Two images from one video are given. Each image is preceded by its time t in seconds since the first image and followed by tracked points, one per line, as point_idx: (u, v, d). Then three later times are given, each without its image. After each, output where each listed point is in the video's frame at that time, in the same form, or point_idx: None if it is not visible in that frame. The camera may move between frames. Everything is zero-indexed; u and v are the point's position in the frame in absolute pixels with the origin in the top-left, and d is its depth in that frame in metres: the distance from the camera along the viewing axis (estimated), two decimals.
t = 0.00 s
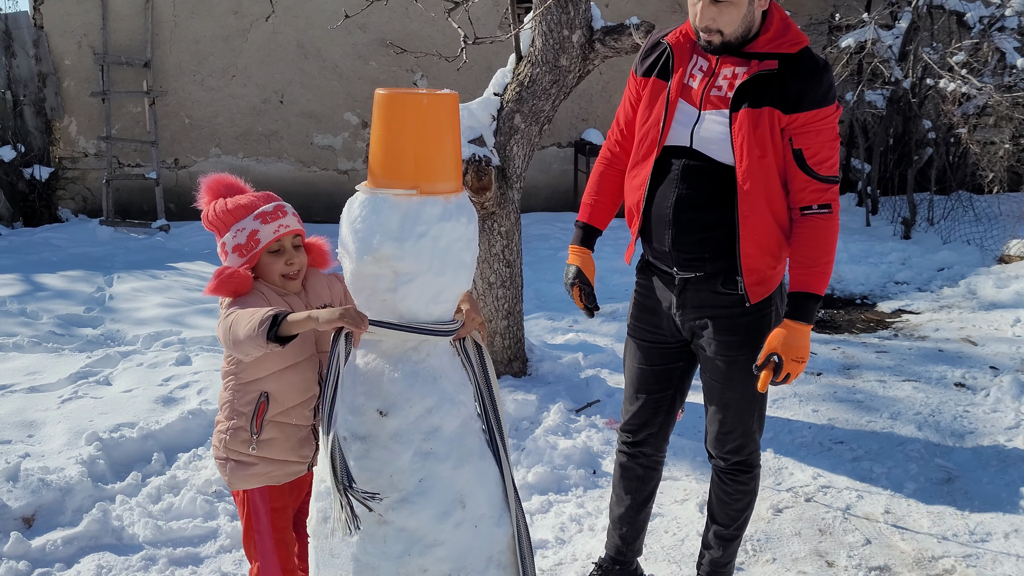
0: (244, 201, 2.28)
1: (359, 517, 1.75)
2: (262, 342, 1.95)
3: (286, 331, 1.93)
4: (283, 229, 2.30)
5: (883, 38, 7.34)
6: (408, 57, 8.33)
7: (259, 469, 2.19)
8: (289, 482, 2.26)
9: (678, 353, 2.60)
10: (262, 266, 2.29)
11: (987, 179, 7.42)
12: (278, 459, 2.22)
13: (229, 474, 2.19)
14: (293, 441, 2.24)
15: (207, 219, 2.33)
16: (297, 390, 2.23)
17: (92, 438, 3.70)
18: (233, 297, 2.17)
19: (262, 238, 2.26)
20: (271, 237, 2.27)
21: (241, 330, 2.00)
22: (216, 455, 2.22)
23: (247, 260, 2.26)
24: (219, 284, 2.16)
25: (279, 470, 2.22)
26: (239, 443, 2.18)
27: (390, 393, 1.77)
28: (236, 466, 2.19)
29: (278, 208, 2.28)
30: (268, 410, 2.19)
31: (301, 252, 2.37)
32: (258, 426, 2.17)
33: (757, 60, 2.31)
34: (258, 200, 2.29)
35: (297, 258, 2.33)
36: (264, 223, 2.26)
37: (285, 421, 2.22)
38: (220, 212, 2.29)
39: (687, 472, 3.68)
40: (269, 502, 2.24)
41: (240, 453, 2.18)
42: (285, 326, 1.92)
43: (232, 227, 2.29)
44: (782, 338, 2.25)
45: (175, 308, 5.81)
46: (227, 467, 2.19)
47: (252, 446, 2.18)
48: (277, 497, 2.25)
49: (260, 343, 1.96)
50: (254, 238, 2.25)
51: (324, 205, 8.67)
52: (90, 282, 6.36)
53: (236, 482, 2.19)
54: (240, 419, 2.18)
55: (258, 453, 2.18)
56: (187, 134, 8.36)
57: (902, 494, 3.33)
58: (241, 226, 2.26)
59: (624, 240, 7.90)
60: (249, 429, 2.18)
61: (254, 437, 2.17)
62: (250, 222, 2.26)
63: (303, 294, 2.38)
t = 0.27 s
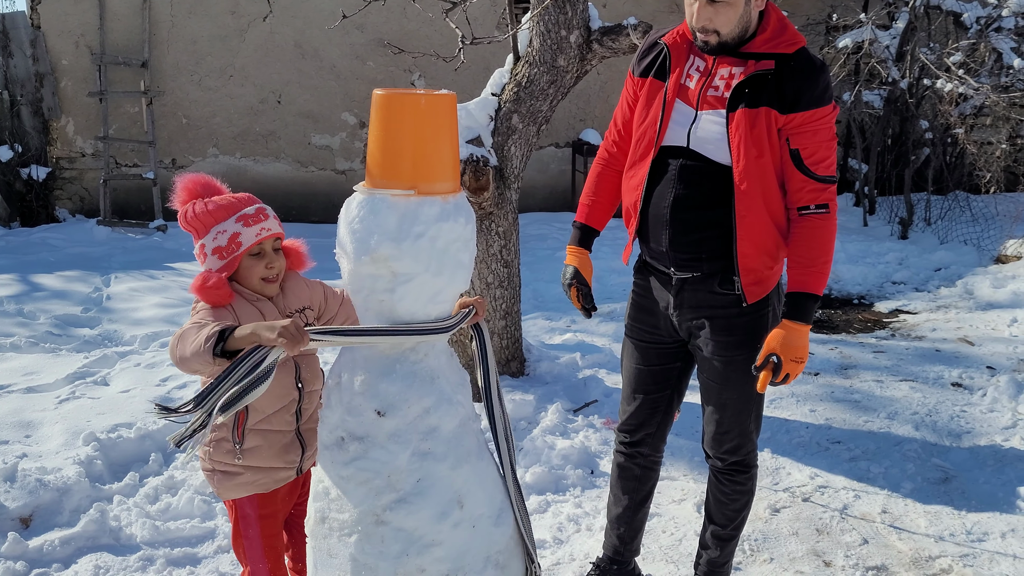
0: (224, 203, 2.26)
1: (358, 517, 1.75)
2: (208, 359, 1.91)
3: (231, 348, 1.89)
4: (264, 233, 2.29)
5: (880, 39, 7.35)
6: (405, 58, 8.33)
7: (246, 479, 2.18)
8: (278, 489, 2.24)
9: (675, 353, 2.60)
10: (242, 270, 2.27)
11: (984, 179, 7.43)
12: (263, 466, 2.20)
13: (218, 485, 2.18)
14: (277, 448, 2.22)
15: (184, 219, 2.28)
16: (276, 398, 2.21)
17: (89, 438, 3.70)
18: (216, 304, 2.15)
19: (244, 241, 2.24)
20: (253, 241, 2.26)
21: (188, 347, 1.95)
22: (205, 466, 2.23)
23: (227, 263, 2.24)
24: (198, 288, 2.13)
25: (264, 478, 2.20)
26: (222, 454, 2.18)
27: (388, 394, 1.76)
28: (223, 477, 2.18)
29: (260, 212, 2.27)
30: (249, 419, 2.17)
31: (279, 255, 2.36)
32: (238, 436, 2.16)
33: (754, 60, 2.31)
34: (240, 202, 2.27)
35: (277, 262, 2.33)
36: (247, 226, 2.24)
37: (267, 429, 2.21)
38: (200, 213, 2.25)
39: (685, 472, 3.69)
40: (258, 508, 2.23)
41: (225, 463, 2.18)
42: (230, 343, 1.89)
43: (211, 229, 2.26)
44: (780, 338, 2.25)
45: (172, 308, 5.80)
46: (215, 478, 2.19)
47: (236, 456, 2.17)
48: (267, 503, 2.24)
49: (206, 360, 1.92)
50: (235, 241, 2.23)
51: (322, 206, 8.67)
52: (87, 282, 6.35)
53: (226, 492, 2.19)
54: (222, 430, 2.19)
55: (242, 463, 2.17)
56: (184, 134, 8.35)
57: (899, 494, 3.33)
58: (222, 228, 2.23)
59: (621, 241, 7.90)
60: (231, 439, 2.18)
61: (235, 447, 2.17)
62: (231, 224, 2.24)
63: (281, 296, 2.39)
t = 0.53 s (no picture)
0: (211, 208, 2.18)
1: (356, 517, 1.75)
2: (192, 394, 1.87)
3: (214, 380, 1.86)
4: (251, 239, 2.25)
5: (877, 39, 7.36)
6: (403, 58, 8.33)
7: (239, 487, 2.17)
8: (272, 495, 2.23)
9: (673, 354, 2.61)
10: (229, 276, 2.21)
11: (980, 179, 7.44)
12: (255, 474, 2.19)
13: (212, 496, 2.18)
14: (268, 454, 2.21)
15: (165, 224, 2.19)
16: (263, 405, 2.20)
17: (87, 438, 3.69)
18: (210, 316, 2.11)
19: (233, 248, 2.19)
20: (242, 248, 2.22)
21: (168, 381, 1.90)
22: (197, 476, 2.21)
23: (214, 270, 2.18)
24: (204, 305, 2.10)
25: (257, 486, 2.19)
26: (214, 465, 2.17)
27: (386, 394, 1.75)
28: (217, 486, 2.17)
29: (248, 218, 2.23)
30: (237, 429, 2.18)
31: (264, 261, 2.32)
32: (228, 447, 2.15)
33: (751, 61, 2.32)
34: (227, 207, 2.21)
35: (262, 269, 2.29)
36: (236, 233, 2.19)
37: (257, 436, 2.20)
38: (185, 217, 2.16)
39: (682, 472, 3.69)
40: (252, 511, 2.21)
41: (217, 473, 2.18)
42: (214, 374, 1.86)
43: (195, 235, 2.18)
44: (777, 339, 2.26)
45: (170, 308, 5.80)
46: (209, 489, 2.18)
47: (227, 466, 2.16)
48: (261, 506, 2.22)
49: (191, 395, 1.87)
50: (224, 247, 2.18)
51: (319, 206, 8.67)
52: (84, 282, 6.34)
53: (220, 501, 2.18)
54: (212, 440, 2.18)
55: (234, 472, 2.16)
56: (181, 134, 8.34)
57: (896, 494, 3.34)
58: (210, 235, 2.16)
59: (619, 241, 7.91)
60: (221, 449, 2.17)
61: (226, 458, 2.16)
62: (219, 231, 2.17)
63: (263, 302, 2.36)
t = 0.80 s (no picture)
0: (207, 209, 2.19)
1: (353, 518, 1.75)
2: (185, 386, 1.89)
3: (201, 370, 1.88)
4: (245, 243, 2.27)
5: (874, 40, 7.38)
6: (400, 58, 8.33)
7: (239, 486, 2.17)
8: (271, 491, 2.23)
9: (670, 354, 2.61)
10: (220, 277, 2.22)
11: (976, 180, 7.46)
12: (254, 471, 2.19)
13: (210, 497, 2.17)
14: (265, 450, 2.21)
15: (158, 222, 2.17)
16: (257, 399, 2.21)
17: (84, 439, 3.69)
18: (201, 316, 2.11)
19: (228, 250, 2.21)
20: (236, 251, 2.23)
21: (159, 379, 1.90)
22: (193, 480, 2.20)
23: (207, 270, 2.19)
24: (196, 307, 2.10)
25: (256, 482, 2.19)
26: (212, 465, 2.17)
27: (383, 394, 1.75)
28: (216, 487, 2.16)
29: (243, 222, 2.25)
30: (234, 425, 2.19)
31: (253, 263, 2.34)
32: (226, 444, 2.16)
33: (748, 62, 2.32)
34: (223, 209, 2.22)
35: (253, 271, 2.31)
36: (232, 236, 2.21)
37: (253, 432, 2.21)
38: (180, 216, 2.16)
39: (679, 472, 3.70)
40: (251, 510, 2.20)
41: (215, 474, 2.17)
42: (204, 365, 1.88)
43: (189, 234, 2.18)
44: (774, 340, 2.26)
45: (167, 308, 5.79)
46: (206, 491, 2.17)
47: (226, 464, 2.16)
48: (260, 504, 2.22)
49: (182, 389, 1.89)
50: (219, 249, 2.19)
51: (317, 206, 8.67)
52: (81, 283, 6.33)
53: (220, 503, 2.17)
54: (207, 440, 2.18)
55: (233, 470, 2.16)
56: (178, 134, 8.32)
57: (893, 494, 3.34)
58: (206, 236, 2.17)
59: (616, 241, 7.91)
60: (218, 448, 2.17)
61: (224, 455, 2.16)
62: (215, 232, 2.18)
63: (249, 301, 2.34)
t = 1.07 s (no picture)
0: (197, 219, 2.23)
1: (350, 518, 1.75)
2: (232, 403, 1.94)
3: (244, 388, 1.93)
4: (232, 253, 2.30)
5: (871, 40, 7.39)
6: (398, 58, 8.33)
7: (230, 493, 2.18)
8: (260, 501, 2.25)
9: (669, 354, 2.61)
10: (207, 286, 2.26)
11: (974, 180, 7.47)
12: (244, 478, 2.21)
13: (200, 507, 2.16)
14: (254, 457, 2.23)
15: (148, 230, 2.22)
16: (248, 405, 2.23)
17: (81, 439, 3.68)
18: (187, 322, 2.13)
19: (214, 259, 2.24)
20: (223, 260, 2.26)
21: (202, 404, 1.95)
22: (181, 491, 2.18)
23: (194, 279, 2.22)
24: (182, 311, 2.12)
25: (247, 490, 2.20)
26: (203, 473, 2.16)
27: (380, 394, 1.76)
28: (207, 497, 2.16)
29: (231, 232, 2.28)
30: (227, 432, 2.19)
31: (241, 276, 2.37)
32: (219, 450, 2.17)
33: (745, 62, 2.32)
34: (211, 219, 2.26)
35: (238, 282, 2.34)
36: (218, 245, 2.24)
37: (244, 438, 2.22)
38: (169, 225, 2.20)
39: (677, 472, 3.70)
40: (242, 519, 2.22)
41: (206, 482, 2.16)
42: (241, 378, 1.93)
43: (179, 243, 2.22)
44: (771, 340, 2.26)
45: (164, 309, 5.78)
46: (196, 501, 2.16)
47: (218, 472, 2.16)
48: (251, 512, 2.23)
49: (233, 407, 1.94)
50: (205, 258, 2.22)
51: (314, 206, 8.67)
52: (78, 283, 6.32)
53: (211, 512, 2.16)
54: (198, 447, 2.17)
55: (225, 478, 2.17)
56: (176, 134, 8.31)
57: (890, 494, 3.35)
58: (193, 244, 2.21)
59: (614, 242, 7.91)
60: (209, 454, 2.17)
61: (217, 462, 2.16)
62: (202, 241, 2.22)
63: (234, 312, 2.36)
